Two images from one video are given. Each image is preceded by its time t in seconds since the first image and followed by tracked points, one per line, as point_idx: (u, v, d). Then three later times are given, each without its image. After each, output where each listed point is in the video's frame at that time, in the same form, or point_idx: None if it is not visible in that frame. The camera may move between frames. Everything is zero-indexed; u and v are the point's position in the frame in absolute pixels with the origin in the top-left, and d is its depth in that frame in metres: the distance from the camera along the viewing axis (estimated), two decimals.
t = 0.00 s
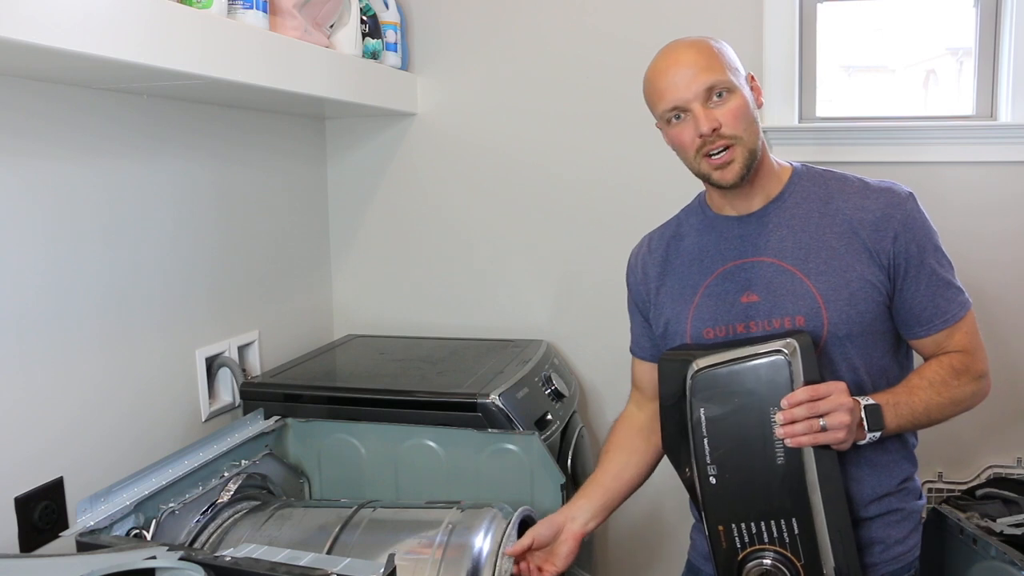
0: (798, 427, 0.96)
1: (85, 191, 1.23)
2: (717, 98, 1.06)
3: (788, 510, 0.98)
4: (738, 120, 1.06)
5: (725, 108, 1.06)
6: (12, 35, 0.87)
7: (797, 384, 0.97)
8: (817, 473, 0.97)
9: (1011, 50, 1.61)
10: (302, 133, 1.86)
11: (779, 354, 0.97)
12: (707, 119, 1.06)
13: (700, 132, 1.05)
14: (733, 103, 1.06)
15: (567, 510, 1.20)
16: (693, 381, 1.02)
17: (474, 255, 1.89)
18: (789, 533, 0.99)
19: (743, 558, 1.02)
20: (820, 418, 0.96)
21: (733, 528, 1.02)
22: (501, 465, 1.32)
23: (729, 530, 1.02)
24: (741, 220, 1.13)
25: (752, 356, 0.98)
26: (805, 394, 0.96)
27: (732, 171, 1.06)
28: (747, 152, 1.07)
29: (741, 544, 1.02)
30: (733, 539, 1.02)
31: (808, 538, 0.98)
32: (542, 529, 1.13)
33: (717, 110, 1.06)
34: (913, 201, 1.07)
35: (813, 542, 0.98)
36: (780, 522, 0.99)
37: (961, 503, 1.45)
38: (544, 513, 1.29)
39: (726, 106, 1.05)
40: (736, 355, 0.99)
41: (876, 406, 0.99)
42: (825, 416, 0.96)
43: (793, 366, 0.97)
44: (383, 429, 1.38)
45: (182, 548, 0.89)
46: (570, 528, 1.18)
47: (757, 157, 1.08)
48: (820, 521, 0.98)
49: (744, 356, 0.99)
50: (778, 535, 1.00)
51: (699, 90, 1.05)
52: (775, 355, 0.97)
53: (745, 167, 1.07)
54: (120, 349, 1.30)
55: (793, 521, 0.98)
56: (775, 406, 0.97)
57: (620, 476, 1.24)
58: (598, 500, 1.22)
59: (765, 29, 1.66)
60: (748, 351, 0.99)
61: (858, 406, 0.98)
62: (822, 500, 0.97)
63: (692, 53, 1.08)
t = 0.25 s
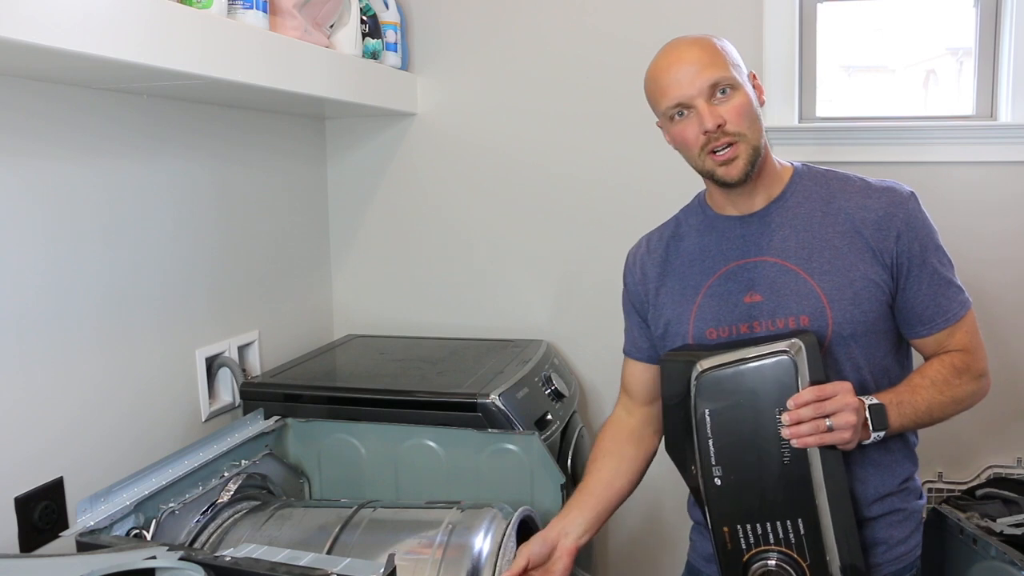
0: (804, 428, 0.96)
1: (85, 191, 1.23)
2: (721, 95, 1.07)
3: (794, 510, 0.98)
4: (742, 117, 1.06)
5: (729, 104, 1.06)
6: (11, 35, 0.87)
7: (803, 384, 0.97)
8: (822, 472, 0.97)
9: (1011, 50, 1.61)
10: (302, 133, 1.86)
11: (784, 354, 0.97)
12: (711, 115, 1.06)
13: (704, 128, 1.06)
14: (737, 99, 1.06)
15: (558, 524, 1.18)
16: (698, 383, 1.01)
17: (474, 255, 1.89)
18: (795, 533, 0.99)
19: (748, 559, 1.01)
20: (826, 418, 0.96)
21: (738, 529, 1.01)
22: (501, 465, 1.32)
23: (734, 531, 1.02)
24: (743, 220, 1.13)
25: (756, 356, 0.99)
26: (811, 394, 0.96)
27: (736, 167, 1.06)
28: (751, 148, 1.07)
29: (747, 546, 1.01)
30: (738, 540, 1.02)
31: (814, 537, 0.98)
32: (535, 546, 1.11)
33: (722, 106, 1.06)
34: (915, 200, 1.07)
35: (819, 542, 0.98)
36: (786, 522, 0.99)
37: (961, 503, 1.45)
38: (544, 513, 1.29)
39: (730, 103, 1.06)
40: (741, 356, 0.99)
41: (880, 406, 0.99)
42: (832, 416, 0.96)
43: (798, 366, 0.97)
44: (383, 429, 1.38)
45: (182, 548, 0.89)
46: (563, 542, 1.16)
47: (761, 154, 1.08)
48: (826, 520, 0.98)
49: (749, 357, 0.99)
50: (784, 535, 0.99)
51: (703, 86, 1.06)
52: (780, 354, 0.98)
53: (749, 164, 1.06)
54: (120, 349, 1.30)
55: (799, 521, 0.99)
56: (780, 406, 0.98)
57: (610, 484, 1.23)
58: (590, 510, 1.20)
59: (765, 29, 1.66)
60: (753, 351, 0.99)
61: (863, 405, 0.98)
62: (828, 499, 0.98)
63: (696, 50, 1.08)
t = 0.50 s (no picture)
0: (808, 431, 0.96)
1: (84, 191, 1.23)
2: (723, 93, 1.07)
3: (799, 512, 0.99)
4: (745, 115, 1.06)
5: (731, 103, 1.06)
6: (12, 35, 0.87)
7: (806, 386, 0.97)
8: (827, 474, 0.98)
9: (1010, 49, 1.61)
10: (302, 133, 1.86)
11: (787, 356, 0.97)
12: (714, 114, 1.06)
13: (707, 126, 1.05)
14: (739, 98, 1.06)
15: (560, 522, 1.18)
16: (700, 386, 1.01)
17: (474, 255, 1.89)
18: (799, 535, 0.99)
19: (752, 561, 1.02)
20: (830, 420, 0.96)
21: (742, 531, 1.01)
22: (501, 465, 1.32)
23: (738, 533, 1.02)
24: (743, 220, 1.13)
25: (758, 359, 0.99)
26: (815, 397, 0.96)
27: (738, 165, 1.06)
28: (753, 147, 1.07)
29: (750, 547, 1.01)
30: (741, 542, 1.02)
31: (818, 539, 0.99)
32: (537, 541, 1.11)
33: (724, 105, 1.06)
34: (916, 201, 1.07)
35: (824, 543, 0.98)
36: (790, 524, 0.99)
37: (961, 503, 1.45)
38: (544, 513, 1.29)
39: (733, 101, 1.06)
40: (744, 358, 0.99)
41: (882, 408, 0.99)
42: (835, 419, 0.96)
43: (802, 368, 0.97)
44: (383, 429, 1.38)
45: (182, 549, 0.89)
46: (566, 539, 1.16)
47: (763, 152, 1.08)
48: (830, 521, 0.98)
49: (752, 359, 0.99)
50: (788, 537, 0.99)
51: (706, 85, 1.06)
52: (783, 356, 0.97)
53: (751, 162, 1.07)
54: (120, 349, 1.30)
55: (804, 523, 0.99)
56: (784, 408, 0.97)
57: (611, 483, 1.24)
58: (592, 509, 1.20)
59: (765, 29, 1.66)
60: (756, 354, 0.99)
61: (865, 407, 0.98)
62: (832, 500, 0.98)
63: (699, 48, 1.08)
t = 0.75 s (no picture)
0: (804, 431, 0.96)
1: (85, 191, 1.23)
2: (722, 93, 1.07)
3: (794, 512, 0.99)
4: (743, 115, 1.07)
5: (730, 102, 1.07)
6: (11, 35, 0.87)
7: (802, 387, 0.98)
8: (822, 473, 0.98)
9: (1008, 50, 1.62)
10: (302, 134, 1.86)
11: (784, 357, 0.98)
12: (712, 113, 1.07)
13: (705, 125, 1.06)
14: (738, 97, 1.07)
15: (566, 509, 1.19)
16: (697, 385, 1.02)
17: (473, 255, 1.90)
18: (794, 535, 1.00)
19: (747, 561, 1.02)
20: (826, 421, 0.97)
21: (737, 530, 1.02)
22: (501, 465, 1.32)
23: (733, 532, 1.02)
24: (741, 220, 1.14)
25: (755, 359, 0.99)
26: (811, 397, 0.96)
27: (736, 164, 1.07)
28: (750, 147, 1.07)
29: (746, 547, 1.02)
30: (736, 541, 1.02)
31: (813, 539, 0.99)
32: (541, 527, 1.13)
33: (723, 104, 1.07)
34: (914, 202, 1.07)
35: (818, 543, 0.99)
36: (785, 524, 1.00)
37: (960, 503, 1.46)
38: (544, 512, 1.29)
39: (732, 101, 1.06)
40: (741, 358, 1.00)
41: (878, 408, 0.99)
42: (831, 419, 0.96)
43: (798, 369, 0.98)
44: (383, 429, 1.39)
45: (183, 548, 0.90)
46: (572, 526, 1.17)
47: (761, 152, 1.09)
48: (825, 521, 0.99)
49: (749, 359, 0.99)
50: (783, 537, 1.00)
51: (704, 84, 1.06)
52: (779, 357, 0.98)
53: (749, 162, 1.07)
54: (120, 348, 1.31)
55: (799, 523, 0.99)
56: (780, 408, 0.98)
57: (615, 474, 1.24)
58: (597, 498, 1.21)
59: (764, 30, 1.67)
60: (753, 354, 1.00)
61: (861, 408, 0.99)
62: (827, 500, 0.99)
63: (698, 48, 1.09)
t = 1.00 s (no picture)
0: (798, 430, 0.96)
1: (85, 191, 1.23)
2: (721, 93, 1.07)
3: (787, 512, 0.99)
4: (742, 115, 1.07)
5: (728, 103, 1.07)
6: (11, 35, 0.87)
7: (797, 386, 0.98)
8: (816, 473, 0.98)
9: (1008, 50, 1.62)
10: (302, 134, 1.86)
11: (779, 355, 0.98)
12: (710, 114, 1.07)
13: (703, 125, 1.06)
14: (736, 98, 1.07)
15: (568, 504, 1.20)
16: (692, 382, 1.02)
17: (473, 255, 1.90)
18: (787, 535, 0.99)
19: (740, 560, 1.02)
20: (820, 421, 0.97)
21: (730, 529, 1.02)
22: (500, 465, 1.32)
23: (726, 531, 1.02)
24: (740, 220, 1.14)
25: (751, 357, 0.99)
26: (806, 397, 0.97)
27: (734, 165, 1.07)
28: (749, 148, 1.07)
29: (739, 546, 1.02)
30: (730, 541, 1.02)
31: (805, 540, 0.99)
32: (543, 522, 1.14)
33: (721, 105, 1.07)
34: (913, 203, 1.07)
35: (811, 544, 0.99)
36: (778, 523, 0.99)
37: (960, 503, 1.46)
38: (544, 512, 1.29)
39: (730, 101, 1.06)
40: (736, 357, 1.00)
41: (874, 409, 1.00)
42: (825, 419, 0.97)
43: (793, 367, 0.98)
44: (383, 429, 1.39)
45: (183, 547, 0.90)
46: (574, 520, 1.19)
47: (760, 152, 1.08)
48: (818, 521, 0.98)
49: (744, 358, 0.99)
50: (776, 537, 1.00)
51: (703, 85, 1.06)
52: (775, 355, 0.98)
53: (747, 163, 1.07)
54: (120, 348, 1.31)
55: (792, 523, 0.99)
56: (775, 407, 0.98)
57: (619, 471, 1.24)
58: (601, 493, 1.22)
59: (764, 30, 1.67)
60: (749, 352, 1.00)
61: (857, 408, 0.99)
62: (821, 501, 0.98)
63: (697, 47, 1.09)
